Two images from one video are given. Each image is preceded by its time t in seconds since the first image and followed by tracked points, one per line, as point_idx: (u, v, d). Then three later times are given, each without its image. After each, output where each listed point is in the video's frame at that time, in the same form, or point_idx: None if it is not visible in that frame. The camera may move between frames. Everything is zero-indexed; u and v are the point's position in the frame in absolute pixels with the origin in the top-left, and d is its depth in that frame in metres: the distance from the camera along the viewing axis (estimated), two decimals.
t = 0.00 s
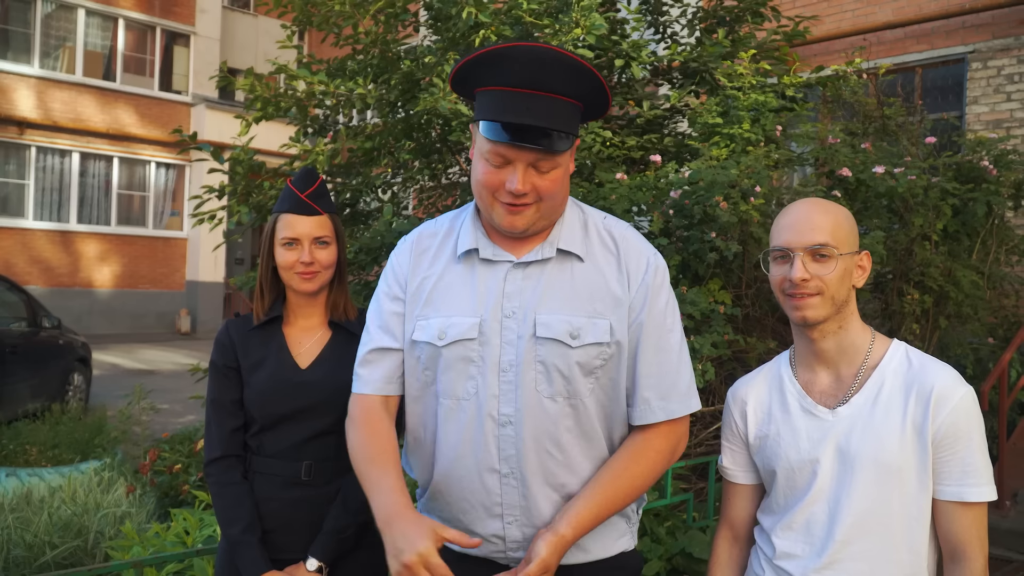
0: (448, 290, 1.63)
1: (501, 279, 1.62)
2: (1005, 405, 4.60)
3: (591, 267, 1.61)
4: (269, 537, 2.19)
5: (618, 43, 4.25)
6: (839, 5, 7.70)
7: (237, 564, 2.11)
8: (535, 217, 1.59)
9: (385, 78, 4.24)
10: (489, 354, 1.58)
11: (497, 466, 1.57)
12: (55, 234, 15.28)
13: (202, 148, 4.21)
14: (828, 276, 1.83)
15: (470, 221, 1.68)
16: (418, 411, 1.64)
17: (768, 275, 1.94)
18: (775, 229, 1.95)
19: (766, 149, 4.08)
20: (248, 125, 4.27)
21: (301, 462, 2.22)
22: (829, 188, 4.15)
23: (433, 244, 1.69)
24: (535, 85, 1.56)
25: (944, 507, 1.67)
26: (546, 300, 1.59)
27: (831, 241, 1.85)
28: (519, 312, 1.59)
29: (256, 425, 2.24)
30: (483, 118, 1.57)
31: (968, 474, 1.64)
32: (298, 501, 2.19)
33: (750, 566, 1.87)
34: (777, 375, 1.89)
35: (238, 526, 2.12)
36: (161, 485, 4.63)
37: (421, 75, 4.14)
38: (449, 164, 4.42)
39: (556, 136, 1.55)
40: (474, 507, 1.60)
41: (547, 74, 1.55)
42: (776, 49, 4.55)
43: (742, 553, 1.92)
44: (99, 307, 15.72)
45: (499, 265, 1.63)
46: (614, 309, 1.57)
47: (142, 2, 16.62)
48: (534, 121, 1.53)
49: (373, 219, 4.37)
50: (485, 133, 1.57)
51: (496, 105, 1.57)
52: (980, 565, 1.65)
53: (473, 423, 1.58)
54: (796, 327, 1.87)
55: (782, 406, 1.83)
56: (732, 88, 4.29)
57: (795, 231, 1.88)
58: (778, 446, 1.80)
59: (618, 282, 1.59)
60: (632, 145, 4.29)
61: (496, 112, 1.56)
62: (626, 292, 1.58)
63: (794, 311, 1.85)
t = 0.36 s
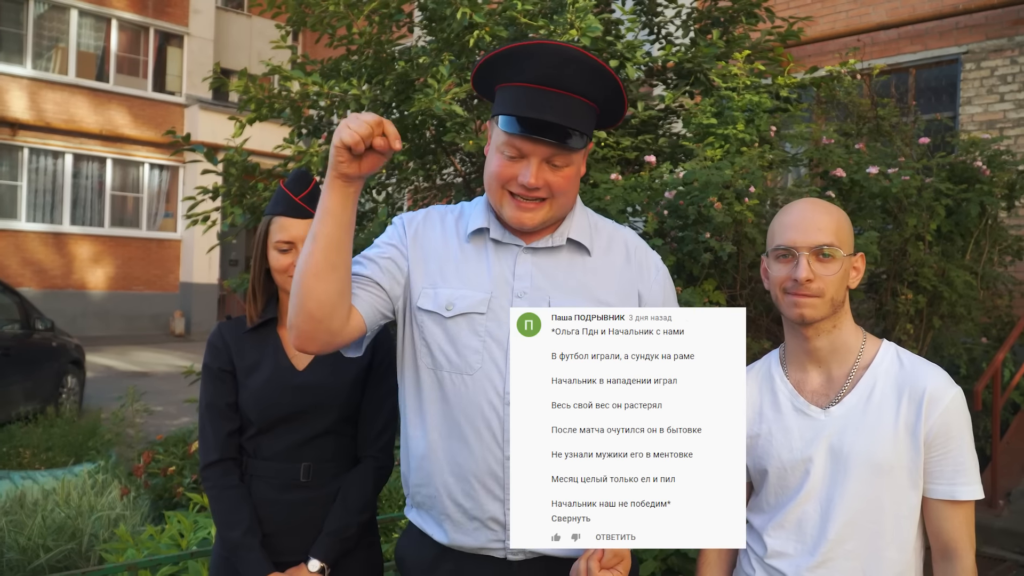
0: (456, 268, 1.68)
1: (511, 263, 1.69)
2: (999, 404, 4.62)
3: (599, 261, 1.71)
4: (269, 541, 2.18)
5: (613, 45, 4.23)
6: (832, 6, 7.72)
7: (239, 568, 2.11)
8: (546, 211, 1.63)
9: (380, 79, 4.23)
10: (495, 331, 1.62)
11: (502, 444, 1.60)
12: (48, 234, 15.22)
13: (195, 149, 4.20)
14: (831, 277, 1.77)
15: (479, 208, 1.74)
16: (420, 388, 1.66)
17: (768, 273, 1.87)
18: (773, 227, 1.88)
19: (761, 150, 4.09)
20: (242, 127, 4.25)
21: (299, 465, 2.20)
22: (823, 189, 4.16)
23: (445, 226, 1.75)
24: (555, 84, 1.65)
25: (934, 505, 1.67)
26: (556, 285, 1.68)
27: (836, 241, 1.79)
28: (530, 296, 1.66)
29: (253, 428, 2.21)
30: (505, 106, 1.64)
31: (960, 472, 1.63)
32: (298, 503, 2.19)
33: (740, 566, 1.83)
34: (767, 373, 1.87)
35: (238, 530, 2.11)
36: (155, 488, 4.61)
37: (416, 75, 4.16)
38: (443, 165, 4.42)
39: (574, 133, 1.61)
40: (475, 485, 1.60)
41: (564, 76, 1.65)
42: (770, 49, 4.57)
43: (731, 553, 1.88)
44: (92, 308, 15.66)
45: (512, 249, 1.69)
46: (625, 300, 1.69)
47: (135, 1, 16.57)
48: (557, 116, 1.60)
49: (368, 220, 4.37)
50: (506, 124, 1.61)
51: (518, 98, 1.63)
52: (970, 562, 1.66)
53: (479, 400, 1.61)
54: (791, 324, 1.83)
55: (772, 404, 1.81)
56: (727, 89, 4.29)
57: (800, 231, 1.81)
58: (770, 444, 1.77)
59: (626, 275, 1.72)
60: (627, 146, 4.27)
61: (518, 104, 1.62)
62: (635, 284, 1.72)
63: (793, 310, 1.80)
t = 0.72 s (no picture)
0: (451, 279, 1.68)
1: (507, 272, 1.68)
2: (993, 403, 4.62)
3: (593, 270, 1.71)
4: (258, 541, 2.18)
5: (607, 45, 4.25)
6: (825, 5, 7.73)
7: (227, 568, 2.11)
8: (549, 204, 1.63)
9: (374, 80, 4.25)
10: (490, 347, 1.62)
11: (495, 460, 1.60)
12: (42, 237, 15.22)
13: (189, 151, 4.20)
14: (811, 279, 1.78)
15: (476, 213, 1.73)
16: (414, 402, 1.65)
17: (748, 273, 1.86)
18: (754, 228, 1.87)
19: (755, 150, 4.07)
20: (235, 129, 4.25)
21: (289, 466, 2.20)
22: (817, 188, 4.15)
23: (438, 235, 1.74)
24: (552, 74, 1.65)
25: (909, 500, 1.68)
26: (553, 294, 1.67)
27: (816, 243, 1.79)
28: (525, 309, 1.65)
29: (244, 428, 2.22)
30: (505, 100, 1.63)
31: (932, 468, 1.65)
32: (287, 505, 2.18)
33: (721, 563, 1.84)
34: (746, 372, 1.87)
35: (226, 530, 2.12)
36: (150, 490, 4.62)
37: (409, 77, 4.14)
38: (438, 166, 4.41)
39: (572, 124, 1.61)
40: (468, 502, 1.60)
41: (560, 66, 1.66)
42: (764, 49, 4.56)
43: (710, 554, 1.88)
44: (87, 310, 15.66)
45: (507, 259, 1.69)
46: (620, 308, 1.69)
47: (128, 4, 16.58)
48: (553, 108, 1.60)
49: (362, 222, 4.37)
50: (503, 120, 1.62)
51: (513, 93, 1.63)
52: (940, 556, 1.68)
53: (474, 414, 1.61)
54: (770, 323, 1.84)
55: (751, 404, 1.82)
56: (720, 89, 4.29)
57: (783, 232, 1.81)
58: (750, 443, 1.77)
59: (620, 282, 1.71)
60: (621, 146, 4.28)
61: (514, 99, 1.62)
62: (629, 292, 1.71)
63: (773, 310, 1.80)
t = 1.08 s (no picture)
0: (444, 270, 1.66)
1: (498, 261, 1.66)
2: (990, 403, 4.62)
3: (587, 255, 1.67)
4: (245, 539, 2.18)
5: (604, 44, 4.25)
6: (822, 5, 7.74)
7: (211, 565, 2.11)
8: (524, 165, 1.62)
9: (371, 80, 4.23)
10: (483, 332, 1.60)
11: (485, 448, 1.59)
12: (39, 237, 15.21)
13: (186, 151, 4.20)
14: (791, 277, 1.80)
15: (469, 209, 1.75)
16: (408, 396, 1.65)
17: (730, 272, 1.88)
18: (736, 226, 1.89)
19: (752, 150, 4.06)
20: (232, 128, 4.25)
21: (278, 465, 2.20)
22: (814, 188, 4.14)
23: (435, 232, 1.75)
24: (492, 51, 1.66)
25: (887, 495, 1.72)
26: (546, 281, 1.63)
27: (796, 243, 1.81)
28: (515, 294, 1.62)
29: (237, 426, 2.23)
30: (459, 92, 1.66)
31: (911, 463, 1.68)
32: (276, 504, 2.18)
33: (705, 560, 1.84)
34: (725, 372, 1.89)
35: (211, 526, 2.11)
36: (147, 490, 4.62)
37: (406, 76, 4.13)
38: (434, 165, 4.41)
39: (522, 86, 1.62)
40: (457, 493, 1.59)
41: (500, 40, 1.66)
42: (761, 49, 4.55)
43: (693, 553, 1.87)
44: (83, 310, 15.65)
45: (495, 248, 1.67)
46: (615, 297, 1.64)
47: (126, 4, 16.59)
48: (499, 74, 1.62)
49: (359, 221, 4.37)
50: (463, 104, 1.66)
51: (466, 79, 1.66)
52: (919, 548, 1.72)
53: (463, 402, 1.58)
54: (751, 321, 1.86)
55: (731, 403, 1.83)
56: (717, 89, 4.29)
57: (764, 232, 1.83)
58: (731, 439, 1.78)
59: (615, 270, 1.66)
60: (618, 146, 4.28)
61: (467, 83, 1.65)
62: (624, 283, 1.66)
63: (756, 308, 1.82)
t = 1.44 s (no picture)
0: (432, 275, 1.67)
1: (484, 261, 1.66)
2: (989, 403, 4.63)
3: (572, 251, 1.66)
4: (247, 538, 2.18)
5: (603, 44, 4.24)
6: (821, 5, 7.75)
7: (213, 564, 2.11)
8: (507, 158, 1.62)
9: (370, 79, 4.23)
10: (468, 334, 1.60)
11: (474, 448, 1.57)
12: (38, 236, 15.21)
13: (185, 149, 4.19)
14: (783, 277, 1.80)
15: (456, 210, 1.75)
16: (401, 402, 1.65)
17: (721, 271, 1.89)
18: (727, 226, 1.89)
19: (751, 149, 4.06)
20: (231, 128, 4.24)
21: (280, 464, 2.20)
22: (813, 187, 4.14)
23: (425, 236, 1.76)
24: (478, 46, 1.66)
25: (876, 490, 1.73)
26: (532, 279, 1.63)
27: (788, 243, 1.82)
28: (501, 295, 1.62)
29: (238, 425, 2.23)
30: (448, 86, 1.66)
31: (900, 458, 1.70)
32: (277, 504, 2.18)
33: (698, 558, 1.85)
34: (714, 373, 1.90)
35: (214, 526, 2.11)
36: (146, 489, 4.62)
37: (406, 76, 4.12)
38: (434, 165, 4.42)
39: (506, 80, 1.63)
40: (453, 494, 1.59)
41: (485, 36, 1.67)
42: (759, 49, 4.56)
43: (686, 552, 1.87)
44: (83, 309, 15.64)
45: (482, 249, 1.67)
46: (602, 293, 1.62)
47: (124, 3, 16.58)
48: (483, 69, 1.63)
49: (359, 220, 4.37)
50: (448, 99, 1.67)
51: (451, 75, 1.67)
52: (909, 542, 1.73)
53: (453, 402, 1.58)
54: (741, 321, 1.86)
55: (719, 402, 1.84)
56: (717, 88, 4.30)
57: (755, 232, 1.83)
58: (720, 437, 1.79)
59: (605, 264, 1.65)
60: (617, 145, 4.28)
61: (452, 79, 1.66)
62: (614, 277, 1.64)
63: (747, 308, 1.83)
